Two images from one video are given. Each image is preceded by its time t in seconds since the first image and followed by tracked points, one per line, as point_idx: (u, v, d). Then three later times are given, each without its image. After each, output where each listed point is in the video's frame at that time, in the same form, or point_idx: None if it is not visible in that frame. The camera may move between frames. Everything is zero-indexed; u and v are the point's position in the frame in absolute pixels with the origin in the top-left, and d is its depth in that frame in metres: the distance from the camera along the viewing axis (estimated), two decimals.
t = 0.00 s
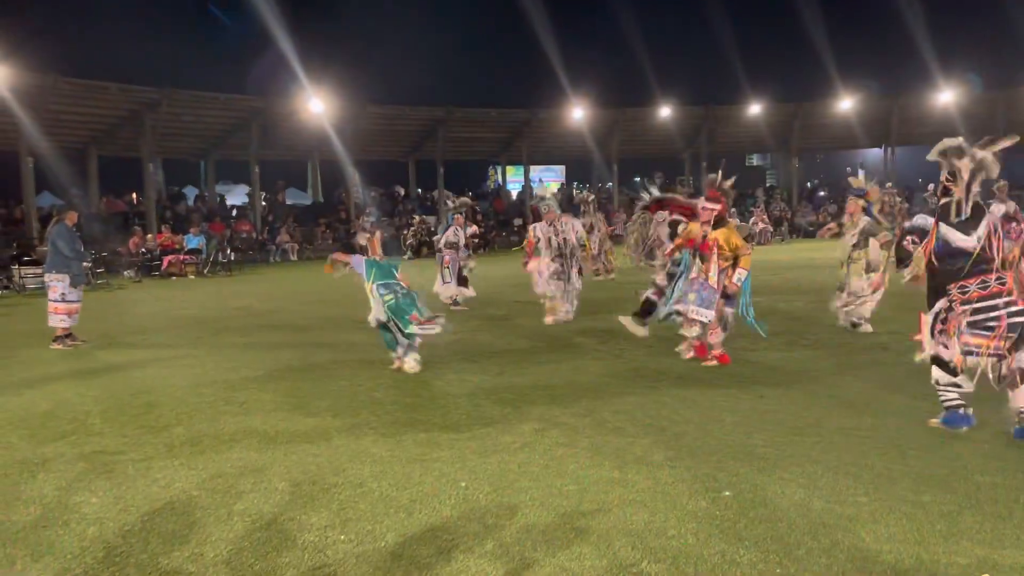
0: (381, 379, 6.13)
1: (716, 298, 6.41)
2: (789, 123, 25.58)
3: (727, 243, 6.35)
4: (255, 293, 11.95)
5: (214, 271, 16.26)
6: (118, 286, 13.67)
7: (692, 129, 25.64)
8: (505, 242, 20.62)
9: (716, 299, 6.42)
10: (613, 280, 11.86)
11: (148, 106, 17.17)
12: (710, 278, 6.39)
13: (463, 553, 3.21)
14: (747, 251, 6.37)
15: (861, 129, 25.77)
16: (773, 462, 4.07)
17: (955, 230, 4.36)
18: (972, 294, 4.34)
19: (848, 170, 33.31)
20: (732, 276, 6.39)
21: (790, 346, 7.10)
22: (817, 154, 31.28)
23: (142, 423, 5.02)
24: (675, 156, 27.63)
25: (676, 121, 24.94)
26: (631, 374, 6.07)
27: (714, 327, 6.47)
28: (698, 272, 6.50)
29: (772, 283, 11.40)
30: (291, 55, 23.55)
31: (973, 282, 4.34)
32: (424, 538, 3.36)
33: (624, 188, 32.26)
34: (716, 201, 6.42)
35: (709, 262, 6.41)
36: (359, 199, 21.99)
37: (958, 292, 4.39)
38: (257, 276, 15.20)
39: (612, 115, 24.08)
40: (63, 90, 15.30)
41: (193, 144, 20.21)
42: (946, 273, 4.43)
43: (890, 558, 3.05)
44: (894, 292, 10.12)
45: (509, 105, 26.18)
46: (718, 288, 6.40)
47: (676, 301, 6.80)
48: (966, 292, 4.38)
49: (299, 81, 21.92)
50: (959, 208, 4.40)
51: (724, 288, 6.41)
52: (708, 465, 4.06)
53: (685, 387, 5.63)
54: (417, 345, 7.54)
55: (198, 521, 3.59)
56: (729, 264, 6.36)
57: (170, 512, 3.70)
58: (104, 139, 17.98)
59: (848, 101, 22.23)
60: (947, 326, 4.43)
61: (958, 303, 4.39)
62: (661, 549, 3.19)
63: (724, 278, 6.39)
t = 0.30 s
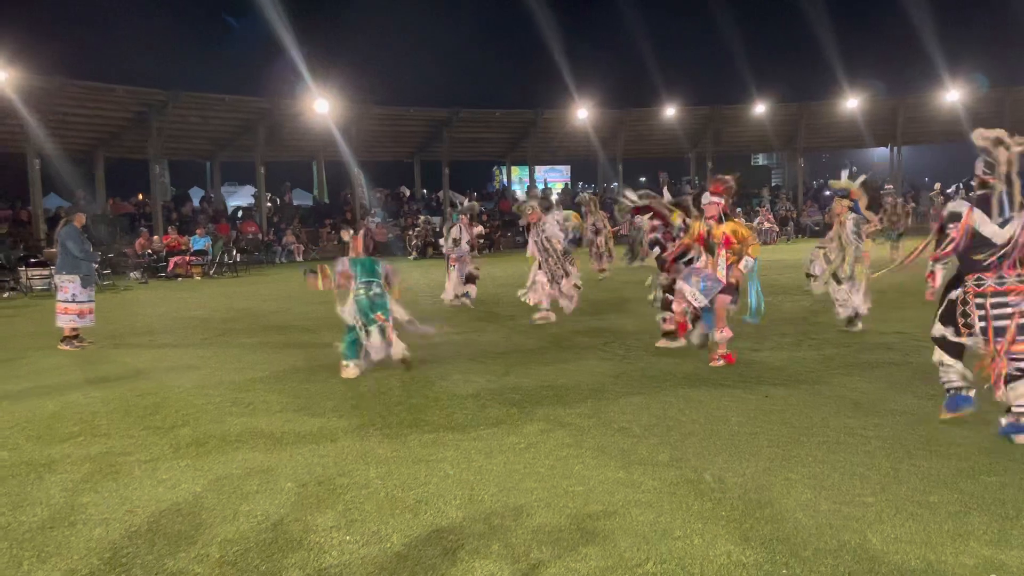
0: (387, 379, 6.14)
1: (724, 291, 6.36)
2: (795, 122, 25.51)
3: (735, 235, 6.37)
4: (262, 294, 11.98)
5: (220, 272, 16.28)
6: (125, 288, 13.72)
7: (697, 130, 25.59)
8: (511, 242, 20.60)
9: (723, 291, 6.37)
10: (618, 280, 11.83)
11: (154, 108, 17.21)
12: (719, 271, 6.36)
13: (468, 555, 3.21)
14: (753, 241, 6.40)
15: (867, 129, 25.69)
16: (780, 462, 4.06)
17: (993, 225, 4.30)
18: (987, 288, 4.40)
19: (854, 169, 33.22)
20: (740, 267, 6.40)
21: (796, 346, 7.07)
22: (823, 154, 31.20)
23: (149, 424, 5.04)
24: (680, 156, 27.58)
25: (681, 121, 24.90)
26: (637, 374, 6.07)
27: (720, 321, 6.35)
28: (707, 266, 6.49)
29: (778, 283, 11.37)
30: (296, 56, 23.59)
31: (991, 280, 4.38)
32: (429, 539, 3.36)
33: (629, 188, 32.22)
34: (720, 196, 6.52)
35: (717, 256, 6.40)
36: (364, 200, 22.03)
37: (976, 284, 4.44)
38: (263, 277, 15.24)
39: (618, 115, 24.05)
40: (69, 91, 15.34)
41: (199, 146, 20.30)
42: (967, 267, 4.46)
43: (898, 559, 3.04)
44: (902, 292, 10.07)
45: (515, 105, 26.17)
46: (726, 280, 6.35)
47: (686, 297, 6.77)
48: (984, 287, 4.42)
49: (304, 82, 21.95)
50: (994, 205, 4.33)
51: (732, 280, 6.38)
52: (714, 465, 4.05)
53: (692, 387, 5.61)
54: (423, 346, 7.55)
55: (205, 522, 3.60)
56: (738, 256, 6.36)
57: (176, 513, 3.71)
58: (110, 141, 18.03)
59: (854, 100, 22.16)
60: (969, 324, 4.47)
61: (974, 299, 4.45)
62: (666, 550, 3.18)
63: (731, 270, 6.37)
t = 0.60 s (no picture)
0: (393, 380, 6.14)
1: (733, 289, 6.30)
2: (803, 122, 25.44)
3: (734, 231, 6.31)
4: (269, 295, 12.01)
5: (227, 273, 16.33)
6: (132, 289, 13.78)
7: (704, 130, 25.55)
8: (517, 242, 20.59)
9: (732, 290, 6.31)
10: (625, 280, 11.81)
11: (161, 109, 17.26)
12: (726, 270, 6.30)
13: (475, 556, 3.21)
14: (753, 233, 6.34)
15: (875, 128, 25.61)
16: (788, 462, 4.05)
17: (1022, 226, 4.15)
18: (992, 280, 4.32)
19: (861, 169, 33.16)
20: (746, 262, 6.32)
21: (804, 346, 7.05)
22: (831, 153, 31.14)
23: (157, 424, 5.07)
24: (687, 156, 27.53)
25: (688, 121, 24.86)
26: (644, 374, 6.06)
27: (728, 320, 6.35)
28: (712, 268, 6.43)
29: (785, 282, 11.32)
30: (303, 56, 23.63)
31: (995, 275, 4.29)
32: (437, 539, 3.36)
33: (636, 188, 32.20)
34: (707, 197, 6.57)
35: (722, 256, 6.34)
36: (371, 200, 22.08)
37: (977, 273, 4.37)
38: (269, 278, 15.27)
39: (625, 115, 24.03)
40: (77, 93, 15.39)
41: (206, 147, 20.36)
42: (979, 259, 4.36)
43: (908, 560, 3.02)
44: (911, 291, 10.03)
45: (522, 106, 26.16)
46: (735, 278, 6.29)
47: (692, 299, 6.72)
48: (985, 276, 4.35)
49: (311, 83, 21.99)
50: None
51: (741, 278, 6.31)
52: (722, 467, 4.04)
53: (699, 387, 5.61)
54: (431, 346, 7.55)
55: (213, 523, 3.61)
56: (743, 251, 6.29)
57: (184, 513, 3.73)
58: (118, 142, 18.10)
59: (862, 99, 22.09)
60: (969, 318, 4.39)
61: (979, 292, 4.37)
62: (674, 551, 3.17)
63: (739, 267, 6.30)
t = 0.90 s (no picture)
0: (400, 380, 6.14)
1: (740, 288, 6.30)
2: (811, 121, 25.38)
3: (729, 230, 6.33)
4: (277, 296, 12.03)
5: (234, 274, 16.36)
6: (140, 289, 13.83)
7: (711, 129, 25.51)
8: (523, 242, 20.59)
9: (739, 290, 6.31)
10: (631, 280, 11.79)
11: (169, 110, 17.32)
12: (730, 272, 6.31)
13: (483, 556, 3.21)
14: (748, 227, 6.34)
15: (883, 127, 25.53)
16: (797, 463, 4.04)
17: None
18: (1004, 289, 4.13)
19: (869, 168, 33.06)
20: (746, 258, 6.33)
21: (812, 346, 7.02)
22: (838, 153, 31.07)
23: (166, 424, 5.08)
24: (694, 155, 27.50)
25: (694, 120, 24.84)
26: (651, 375, 6.04)
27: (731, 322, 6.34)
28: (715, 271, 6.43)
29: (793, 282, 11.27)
30: (310, 57, 23.69)
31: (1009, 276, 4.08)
32: (444, 539, 3.37)
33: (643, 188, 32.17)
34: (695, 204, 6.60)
35: (722, 256, 6.34)
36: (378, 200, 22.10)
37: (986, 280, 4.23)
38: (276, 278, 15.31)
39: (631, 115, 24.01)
40: (85, 95, 15.46)
41: (213, 148, 20.43)
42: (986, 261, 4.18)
43: (917, 560, 3.01)
44: (919, 291, 9.99)
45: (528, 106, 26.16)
46: (740, 277, 6.30)
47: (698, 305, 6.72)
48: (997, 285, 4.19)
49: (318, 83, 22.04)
50: None
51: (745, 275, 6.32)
52: (730, 467, 4.03)
53: (707, 387, 5.59)
54: (437, 346, 7.54)
55: (222, 522, 3.62)
56: (741, 249, 6.29)
57: (194, 513, 3.73)
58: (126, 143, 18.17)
59: (870, 98, 22.03)
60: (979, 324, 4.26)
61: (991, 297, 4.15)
62: (683, 551, 3.17)
63: (741, 265, 6.30)
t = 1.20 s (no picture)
0: (408, 380, 6.15)
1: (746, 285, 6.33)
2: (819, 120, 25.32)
3: (729, 227, 6.36)
4: (284, 296, 12.06)
5: (243, 274, 16.41)
6: (149, 289, 13.88)
7: (719, 128, 25.46)
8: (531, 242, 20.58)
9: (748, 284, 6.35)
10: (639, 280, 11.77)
11: (178, 111, 17.37)
12: (734, 269, 6.32)
13: (492, 557, 3.20)
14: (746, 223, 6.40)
15: (892, 126, 25.44)
16: (806, 463, 4.03)
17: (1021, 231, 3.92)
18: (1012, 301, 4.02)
19: (877, 168, 32.96)
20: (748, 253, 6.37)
21: (821, 346, 7.00)
22: (847, 152, 30.98)
23: (174, 424, 5.10)
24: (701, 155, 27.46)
25: (702, 120, 24.80)
26: (659, 374, 6.03)
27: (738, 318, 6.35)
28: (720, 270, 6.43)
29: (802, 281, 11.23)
30: (318, 57, 23.75)
31: (1022, 288, 3.94)
32: (453, 539, 3.37)
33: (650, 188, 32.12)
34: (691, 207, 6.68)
35: (725, 254, 6.35)
36: (386, 201, 22.15)
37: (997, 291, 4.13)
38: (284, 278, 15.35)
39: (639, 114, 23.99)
40: (95, 96, 15.53)
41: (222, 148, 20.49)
42: (991, 273, 4.04)
43: (929, 561, 3.00)
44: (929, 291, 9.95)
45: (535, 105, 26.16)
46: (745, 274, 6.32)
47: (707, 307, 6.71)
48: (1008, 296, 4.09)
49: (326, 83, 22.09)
50: (1019, 206, 3.92)
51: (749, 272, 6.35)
52: (740, 467, 4.02)
53: (715, 387, 5.58)
54: (445, 346, 7.55)
55: (232, 522, 3.63)
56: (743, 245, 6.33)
57: (204, 512, 3.74)
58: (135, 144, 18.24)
59: (879, 97, 21.96)
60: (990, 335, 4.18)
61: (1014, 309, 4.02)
62: (692, 551, 3.16)
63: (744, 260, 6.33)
